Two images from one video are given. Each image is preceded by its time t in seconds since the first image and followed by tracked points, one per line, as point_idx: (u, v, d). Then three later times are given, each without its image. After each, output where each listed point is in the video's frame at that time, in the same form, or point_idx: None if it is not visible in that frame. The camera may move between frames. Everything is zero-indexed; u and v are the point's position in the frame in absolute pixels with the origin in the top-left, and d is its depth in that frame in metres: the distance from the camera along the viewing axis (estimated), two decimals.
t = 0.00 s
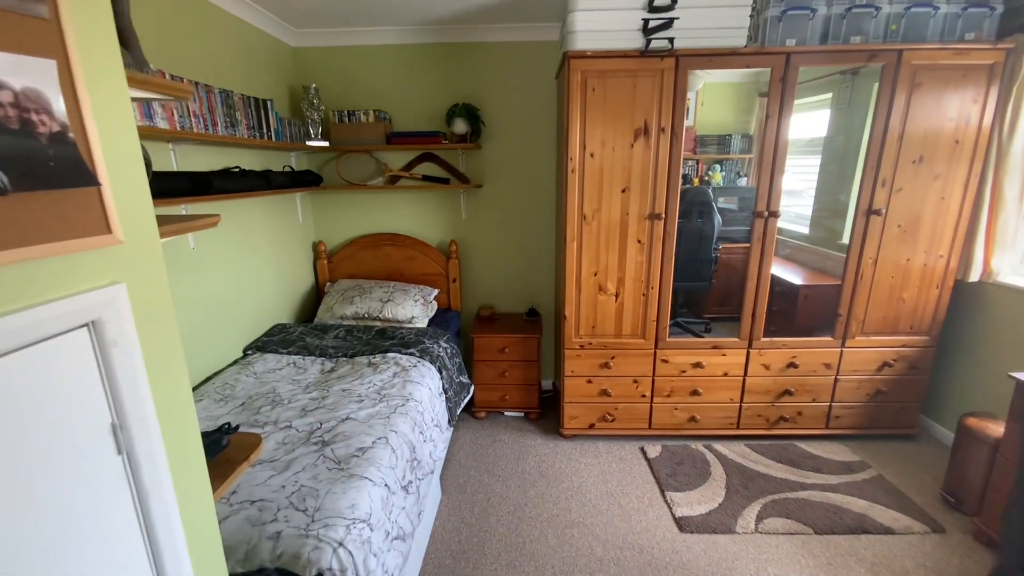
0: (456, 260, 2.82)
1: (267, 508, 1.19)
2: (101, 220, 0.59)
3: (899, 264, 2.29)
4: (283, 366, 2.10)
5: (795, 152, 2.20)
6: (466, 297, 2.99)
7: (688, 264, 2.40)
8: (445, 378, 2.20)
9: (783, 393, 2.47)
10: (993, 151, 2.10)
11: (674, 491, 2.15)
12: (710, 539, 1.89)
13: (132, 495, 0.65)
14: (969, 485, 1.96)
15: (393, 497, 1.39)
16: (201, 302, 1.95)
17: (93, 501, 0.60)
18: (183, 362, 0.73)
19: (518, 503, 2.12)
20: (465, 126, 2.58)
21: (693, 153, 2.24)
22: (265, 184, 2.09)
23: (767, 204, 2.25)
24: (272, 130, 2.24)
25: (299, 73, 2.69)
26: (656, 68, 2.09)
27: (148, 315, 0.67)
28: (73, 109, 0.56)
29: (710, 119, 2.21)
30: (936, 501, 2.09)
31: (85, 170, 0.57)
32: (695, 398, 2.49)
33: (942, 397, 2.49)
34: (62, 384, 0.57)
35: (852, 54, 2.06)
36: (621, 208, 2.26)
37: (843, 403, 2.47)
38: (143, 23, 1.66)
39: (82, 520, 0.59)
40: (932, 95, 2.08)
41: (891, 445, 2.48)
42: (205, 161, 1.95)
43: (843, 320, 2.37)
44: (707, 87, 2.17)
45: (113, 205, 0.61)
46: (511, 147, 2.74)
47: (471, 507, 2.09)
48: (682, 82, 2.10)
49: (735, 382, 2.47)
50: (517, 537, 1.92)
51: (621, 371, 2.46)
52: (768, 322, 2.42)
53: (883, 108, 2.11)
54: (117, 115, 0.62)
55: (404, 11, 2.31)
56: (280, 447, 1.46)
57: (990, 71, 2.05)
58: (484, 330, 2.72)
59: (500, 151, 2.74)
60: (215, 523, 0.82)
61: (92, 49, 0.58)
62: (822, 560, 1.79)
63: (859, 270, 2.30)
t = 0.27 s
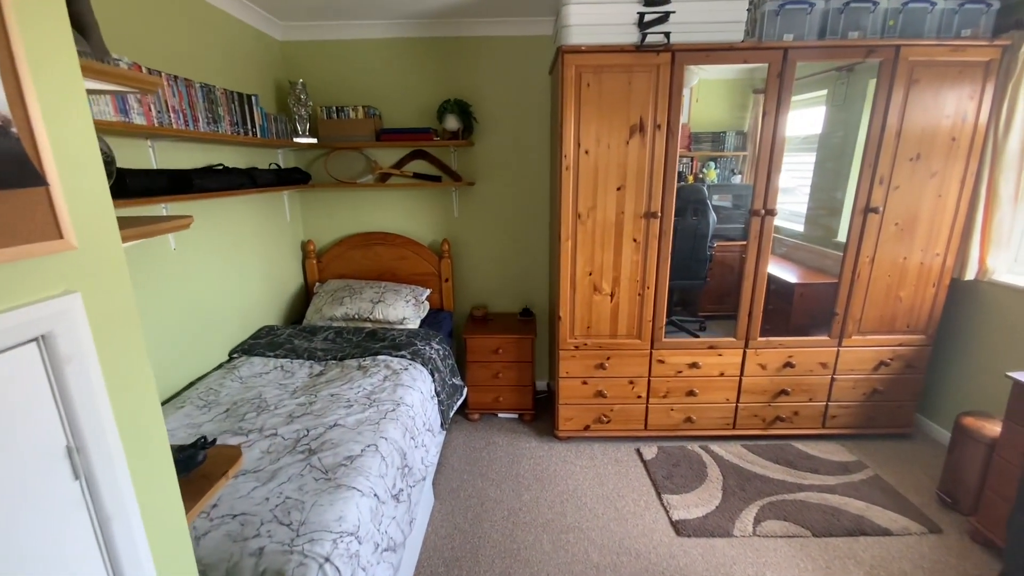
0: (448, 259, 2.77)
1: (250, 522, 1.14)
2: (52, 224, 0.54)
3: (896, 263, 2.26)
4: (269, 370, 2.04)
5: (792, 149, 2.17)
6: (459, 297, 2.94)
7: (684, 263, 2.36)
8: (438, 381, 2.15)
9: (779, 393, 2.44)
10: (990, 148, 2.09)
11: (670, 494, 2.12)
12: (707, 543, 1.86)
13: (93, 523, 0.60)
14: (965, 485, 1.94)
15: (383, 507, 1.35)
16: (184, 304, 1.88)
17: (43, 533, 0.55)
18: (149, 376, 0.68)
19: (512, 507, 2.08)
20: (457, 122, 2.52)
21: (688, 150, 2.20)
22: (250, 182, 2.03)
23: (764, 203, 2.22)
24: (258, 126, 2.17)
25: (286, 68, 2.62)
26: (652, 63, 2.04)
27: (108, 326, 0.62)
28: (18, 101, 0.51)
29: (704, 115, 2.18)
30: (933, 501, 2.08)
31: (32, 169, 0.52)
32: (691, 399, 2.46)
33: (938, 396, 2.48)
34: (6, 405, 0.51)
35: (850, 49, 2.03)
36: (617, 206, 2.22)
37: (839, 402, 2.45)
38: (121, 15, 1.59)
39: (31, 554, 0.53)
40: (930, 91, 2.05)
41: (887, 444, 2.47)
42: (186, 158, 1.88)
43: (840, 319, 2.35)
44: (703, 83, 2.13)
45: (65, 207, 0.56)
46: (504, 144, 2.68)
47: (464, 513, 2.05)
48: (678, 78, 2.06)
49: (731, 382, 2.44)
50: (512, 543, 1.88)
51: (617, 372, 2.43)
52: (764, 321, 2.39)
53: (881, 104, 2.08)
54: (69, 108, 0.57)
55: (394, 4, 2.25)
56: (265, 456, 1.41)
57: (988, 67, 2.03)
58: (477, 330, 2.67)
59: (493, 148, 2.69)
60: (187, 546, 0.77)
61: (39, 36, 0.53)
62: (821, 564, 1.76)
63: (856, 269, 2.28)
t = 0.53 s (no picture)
0: (434, 259, 2.72)
1: (224, 538, 1.09)
2: None
3: (881, 261, 2.27)
4: (249, 375, 1.98)
5: (778, 147, 2.16)
6: (446, 297, 2.89)
7: (672, 262, 2.35)
8: (424, 384, 2.10)
9: (767, 391, 2.44)
10: (973, 146, 2.10)
11: (660, 494, 2.10)
12: (698, 544, 1.84)
13: (39, 555, 0.54)
14: (950, 480, 1.95)
15: (366, 517, 1.30)
16: (158, 308, 1.81)
17: None
18: (104, 393, 0.63)
19: (501, 511, 2.04)
20: (442, 120, 2.47)
21: (675, 148, 2.18)
22: (226, 180, 1.95)
23: (751, 201, 2.21)
24: (235, 123, 2.09)
25: (264, 63, 2.54)
26: (639, 60, 2.02)
27: (52, 336, 0.56)
28: None
29: (691, 113, 2.16)
30: (918, 497, 2.09)
31: None
32: (680, 398, 2.45)
33: (922, 392, 2.50)
34: None
35: (836, 47, 2.03)
36: (604, 205, 2.19)
37: (826, 400, 2.46)
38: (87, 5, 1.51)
39: None
40: (914, 89, 2.06)
41: (873, 441, 2.49)
42: (158, 156, 1.80)
43: (827, 317, 2.35)
44: (689, 80, 2.11)
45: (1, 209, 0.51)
46: (490, 142, 2.64)
47: (451, 518, 2.01)
48: (665, 75, 2.04)
49: (720, 381, 2.43)
50: (500, 548, 1.85)
51: (606, 372, 2.40)
52: (752, 320, 2.38)
53: (866, 102, 2.08)
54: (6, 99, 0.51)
55: None
56: (242, 467, 1.35)
57: (971, 66, 2.04)
58: (464, 331, 2.63)
59: (479, 146, 2.65)
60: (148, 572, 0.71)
61: None
62: (810, 563, 1.76)
63: (842, 267, 2.28)
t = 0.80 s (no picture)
0: (414, 260, 2.67)
1: (192, 557, 1.04)
2: None
3: (857, 259, 2.31)
4: (221, 382, 1.90)
5: (757, 146, 2.18)
6: (427, 299, 2.85)
7: (654, 260, 2.34)
8: (405, 388, 2.06)
9: (748, 388, 2.47)
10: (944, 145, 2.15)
11: (644, 494, 2.10)
12: (682, 543, 1.84)
13: None
14: (925, 474, 1.99)
15: (345, 528, 1.26)
16: (123, 313, 1.73)
17: None
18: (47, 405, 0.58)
19: (484, 516, 2.01)
20: (421, 118, 2.43)
21: (656, 147, 2.17)
22: (195, 179, 1.88)
23: (732, 200, 2.22)
24: (204, 120, 2.01)
25: (235, 58, 2.46)
26: (620, 58, 2.01)
27: None
28: None
29: (671, 112, 2.16)
30: (895, 490, 2.13)
31: None
32: (663, 397, 2.45)
33: (897, 386, 2.56)
34: None
35: (812, 47, 2.05)
36: (586, 204, 2.18)
37: (805, 396, 2.50)
38: None
39: None
40: (888, 90, 2.10)
41: (851, 435, 2.53)
42: (121, 154, 1.72)
43: (805, 314, 2.38)
44: (669, 80, 2.11)
45: None
46: (471, 140, 2.60)
47: (434, 524, 1.97)
48: (646, 73, 2.03)
49: (702, 379, 2.44)
50: (484, 554, 1.82)
51: (589, 372, 2.39)
52: (733, 318, 2.40)
53: (842, 102, 2.11)
54: None
55: None
56: (212, 480, 1.30)
57: (942, 67, 2.09)
58: (446, 333, 2.59)
59: (459, 145, 2.61)
60: None
61: None
62: (792, 559, 1.77)
63: (820, 265, 2.31)
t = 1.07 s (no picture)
0: (390, 261, 2.62)
1: None
2: None
3: (826, 256, 2.37)
4: (187, 390, 1.82)
5: (730, 146, 2.21)
6: (404, 300, 2.80)
7: (631, 259, 2.35)
8: (381, 392, 2.01)
9: (724, 385, 2.50)
10: (907, 146, 2.22)
11: (624, 493, 2.11)
12: (662, 541, 1.85)
13: None
14: (894, 464, 2.06)
15: (318, 540, 1.21)
16: (78, 319, 1.63)
17: None
18: None
19: (464, 520, 1.98)
20: (395, 115, 2.38)
21: (632, 147, 2.18)
22: (155, 178, 1.79)
23: (706, 200, 2.25)
24: (164, 117, 1.92)
25: (199, 52, 2.36)
26: (595, 57, 2.00)
27: None
28: None
29: (646, 112, 2.17)
30: (865, 481, 2.19)
31: None
32: (642, 395, 2.46)
33: (866, 379, 2.63)
34: None
35: (782, 49, 2.09)
36: (564, 204, 2.17)
37: (779, 391, 2.55)
38: None
39: None
40: (854, 92, 2.15)
41: (822, 428, 2.59)
42: (73, 151, 1.62)
43: (778, 311, 2.43)
44: (644, 80, 2.12)
45: None
46: (446, 139, 2.57)
47: (413, 531, 1.93)
48: (621, 73, 2.03)
49: (679, 377, 2.47)
50: (464, 559, 1.79)
51: (568, 372, 2.39)
52: (709, 315, 2.43)
53: (810, 104, 2.16)
54: None
55: None
56: (175, 495, 1.23)
57: (905, 69, 2.15)
58: (423, 335, 2.55)
59: (435, 144, 2.57)
60: None
61: None
62: (768, 552, 1.80)
63: (791, 263, 2.36)
